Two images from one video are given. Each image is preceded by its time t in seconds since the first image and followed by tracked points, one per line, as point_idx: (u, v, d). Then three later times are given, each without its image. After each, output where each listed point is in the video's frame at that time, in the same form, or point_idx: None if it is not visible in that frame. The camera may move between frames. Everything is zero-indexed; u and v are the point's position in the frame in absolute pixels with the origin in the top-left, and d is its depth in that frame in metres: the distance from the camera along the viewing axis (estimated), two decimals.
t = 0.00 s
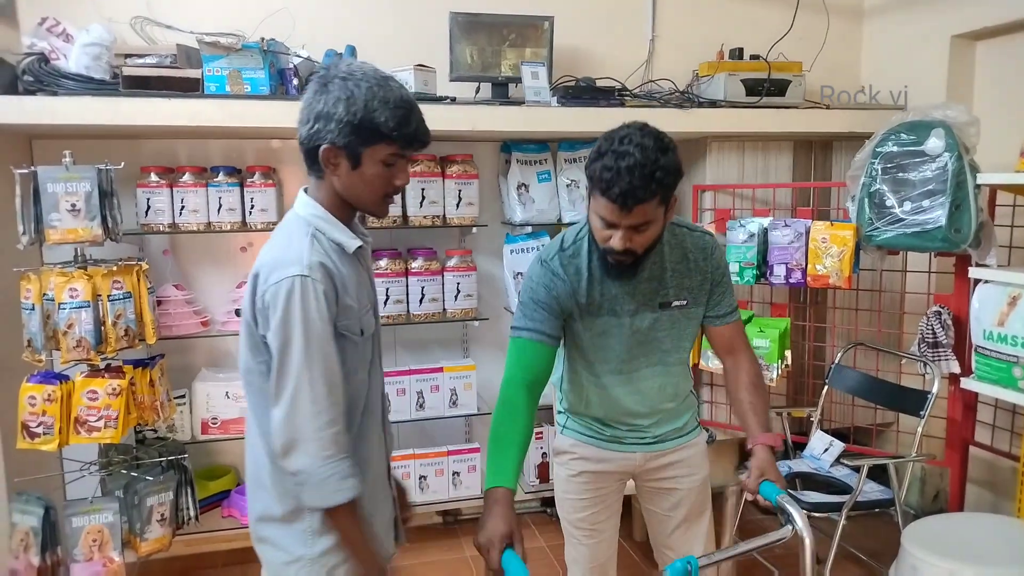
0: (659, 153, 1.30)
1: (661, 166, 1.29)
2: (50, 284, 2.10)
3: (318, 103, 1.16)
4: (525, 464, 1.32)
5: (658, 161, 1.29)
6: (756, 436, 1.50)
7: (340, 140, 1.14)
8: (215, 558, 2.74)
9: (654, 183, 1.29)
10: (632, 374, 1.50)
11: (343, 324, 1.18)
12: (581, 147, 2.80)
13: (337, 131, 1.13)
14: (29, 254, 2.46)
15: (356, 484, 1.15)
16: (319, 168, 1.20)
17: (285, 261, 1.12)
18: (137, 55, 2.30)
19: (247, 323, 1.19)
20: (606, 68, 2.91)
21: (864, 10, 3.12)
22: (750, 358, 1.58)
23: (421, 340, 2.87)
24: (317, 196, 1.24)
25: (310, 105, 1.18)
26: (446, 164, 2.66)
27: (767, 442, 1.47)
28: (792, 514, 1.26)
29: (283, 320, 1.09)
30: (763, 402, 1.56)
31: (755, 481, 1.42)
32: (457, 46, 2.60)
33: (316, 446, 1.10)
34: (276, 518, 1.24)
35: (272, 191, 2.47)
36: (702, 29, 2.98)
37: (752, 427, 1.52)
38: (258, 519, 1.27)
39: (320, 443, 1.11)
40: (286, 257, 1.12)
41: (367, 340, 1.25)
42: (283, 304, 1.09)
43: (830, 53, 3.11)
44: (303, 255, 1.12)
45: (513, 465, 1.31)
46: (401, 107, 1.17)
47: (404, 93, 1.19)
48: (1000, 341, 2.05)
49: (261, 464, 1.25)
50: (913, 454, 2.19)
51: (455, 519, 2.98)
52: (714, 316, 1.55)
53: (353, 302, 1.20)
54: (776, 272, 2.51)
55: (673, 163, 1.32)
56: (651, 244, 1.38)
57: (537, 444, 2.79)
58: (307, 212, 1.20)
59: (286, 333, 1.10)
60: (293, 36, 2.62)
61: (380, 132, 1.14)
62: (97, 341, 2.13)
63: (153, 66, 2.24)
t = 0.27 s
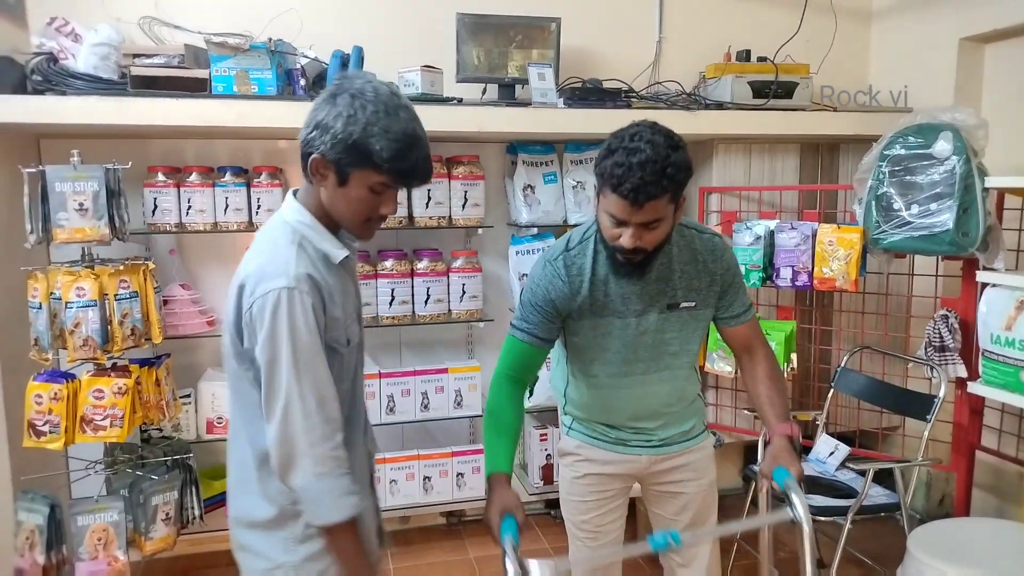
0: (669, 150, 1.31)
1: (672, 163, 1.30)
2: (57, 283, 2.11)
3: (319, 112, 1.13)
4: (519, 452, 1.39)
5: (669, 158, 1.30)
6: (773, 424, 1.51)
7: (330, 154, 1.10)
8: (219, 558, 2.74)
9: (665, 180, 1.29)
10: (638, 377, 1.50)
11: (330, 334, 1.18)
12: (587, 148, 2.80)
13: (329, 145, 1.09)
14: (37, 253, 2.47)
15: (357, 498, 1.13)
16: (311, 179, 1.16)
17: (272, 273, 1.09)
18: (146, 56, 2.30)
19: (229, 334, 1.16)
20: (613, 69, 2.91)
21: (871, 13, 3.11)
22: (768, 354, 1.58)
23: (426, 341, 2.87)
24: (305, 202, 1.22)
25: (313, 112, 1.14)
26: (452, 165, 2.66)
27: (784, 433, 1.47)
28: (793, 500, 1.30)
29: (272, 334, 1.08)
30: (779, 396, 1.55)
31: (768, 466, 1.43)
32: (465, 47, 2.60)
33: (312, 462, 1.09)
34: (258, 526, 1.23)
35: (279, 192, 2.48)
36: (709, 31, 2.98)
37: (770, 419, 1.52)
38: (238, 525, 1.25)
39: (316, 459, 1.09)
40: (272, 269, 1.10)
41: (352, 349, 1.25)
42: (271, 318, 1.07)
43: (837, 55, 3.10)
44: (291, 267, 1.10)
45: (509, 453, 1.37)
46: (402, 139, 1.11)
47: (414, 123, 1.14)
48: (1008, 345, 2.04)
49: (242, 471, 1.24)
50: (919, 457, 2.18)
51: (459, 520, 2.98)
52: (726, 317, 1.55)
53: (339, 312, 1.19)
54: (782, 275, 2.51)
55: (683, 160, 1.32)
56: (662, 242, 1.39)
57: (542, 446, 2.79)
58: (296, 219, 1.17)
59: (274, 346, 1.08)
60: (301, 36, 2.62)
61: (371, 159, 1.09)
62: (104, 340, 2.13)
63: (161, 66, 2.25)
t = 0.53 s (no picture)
0: (674, 145, 1.33)
1: (676, 159, 1.31)
2: (58, 287, 2.11)
3: (311, 125, 1.12)
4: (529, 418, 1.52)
5: (673, 153, 1.31)
6: (788, 410, 1.51)
7: (326, 172, 1.09)
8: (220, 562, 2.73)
9: (669, 176, 1.30)
10: (649, 377, 1.48)
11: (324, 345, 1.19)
12: (588, 151, 2.81)
13: (324, 161, 1.08)
14: (37, 256, 2.47)
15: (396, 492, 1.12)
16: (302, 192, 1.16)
17: (266, 288, 1.09)
18: (147, 59, 2.31)
19: (221, 349, 1.16)
20: (613, 73, 2.91)
21: (871, 16, 3.12)
22: (783, 346, 1.60)
23: (427, 345, 2.87)
24: (294, 212, 1.22)
25: (303, 125, 1.13)
26: (453, 169, 2.66)
27: (798, 417, 1.48)
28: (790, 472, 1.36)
29: (276, 347, 1.07)
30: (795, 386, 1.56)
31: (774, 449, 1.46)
32: (465, 51, 2.61)
33: (342, 470, 1.08)
34: (247, 535, 1.23)
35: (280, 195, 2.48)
36: (709, 34, 2.98)
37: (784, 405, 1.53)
38: (227, 535, 1.25)
39: (348, 465, 1.08)
40: (267, 284, 1.10)
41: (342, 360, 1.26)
42: (270, 334, 1.07)
43: (837, 58, 3.11)
44: (285, 280, 1.10)
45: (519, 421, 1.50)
46: (399, 151, 1.11)
47: (408, 134, 1.13)
48: (1008, 348, 2.04)
49: (234, 480, 1.24)
50: (920, 461, 2.17)
51: (459, 524, 2.97)
52: (742, 314, 1.55)
53: (331, 323, 1.19)
54: (782, 278, 2.51)
55: (687, 156, 1.33)
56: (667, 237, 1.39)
57: (542, 449, 2.79)
58: (284, 228, 1.18)
59: (280, 360, 1.07)
60: (302, 40, 2.62)
61: (370, 175, 1.09)
62: (104, 344, 2.13)
63: (162, 70, 2.25)
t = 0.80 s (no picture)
0: (679, 132, 1.36)
1: (681, 146, 1.34)
2: (57, 288, 2.11)
3: (303, 122, 1.13)
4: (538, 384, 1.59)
5: (678, 141, 1.34)
6: (808, 403, 1.48)
7: (325, 165, 1.11)
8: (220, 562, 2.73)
9: (675, 162, 1.33)
10: (659, 368, 1.49)
11: (317, 348, 1.19)
12: (587, 153, 2.81)
13: (323, 155, 1.10)
14: (36, 257, 2.47)
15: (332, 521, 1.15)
16: (298, 190, 1.16)
17: (259, 292, 1.09)
18: (146, 60, 2.31)
19: (212, 348, 1.17)
20: (612, 74, 2.91)
21: (870, 18, 3.12)
22: (803, 338, 1.56)
23: (427, 345, 2.87)
24: (288, 213, 1.22)
25: (293, 124, 1.14)
26: (452, 170, 2.67)
27: (818, 409, 1.44)
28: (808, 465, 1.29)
29: (258, 356, 1.08)
30: (815, 377, 1.53)
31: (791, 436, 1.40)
32: (464, 52, 2.61)
33: (289, 489, 1.10)
34: (247, 542, 1.23)
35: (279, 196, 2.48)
36: (709, 35, 2.98)
37: (803, 398, 1.50)
38: (225, 542, 1.25)
39: (294, 485, 1.10)
40: (261, 288, 1.10)
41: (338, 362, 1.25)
42: (258, 340, 1.07)
43: (837, 60, 3.11)
44: (280, 287, 1.10)
45: (527, 386, 1.57)
46: (395, 137, 1.15)
47: (398, 120, 1.17)
48: (1007, 350, 2.04)
49: (231, 484, 1.25)
50: (919, 462, 2.17)
51: (458, 525, 2.97)
52: (760, 308, 1.54)
53: (327, 327, 1.19)
54: (782, 280, 2.51)
55: (693, 144, 1.36)
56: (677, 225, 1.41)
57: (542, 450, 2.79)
58: (278, 229, 1.18)
59: (258, 369, 1.08)
60: (301, 41, 2.63)
61: (370, 163, 1.12)
62: (104, 345, 2.13)
63: (161, 71, 2.25)
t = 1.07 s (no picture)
0: (687, 126, 1.38)
1: (689, 139, 1.36)
2: (60, 289, 2.11)
3: (294, 124, 1.12)
4: (550, 373, 1.61)
5: (686, 136, 1.36)
6: (791, 393, 1.48)
7: (322, 164, 1.11)
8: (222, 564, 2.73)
9: (682, 155, 1.35)
10: (669, 363, 1.50)
11: (308, 348, 1.19)
12: (589, 155, 2.81)
13: (319, 154, 1.10)
14: (40, 259, 2.48)
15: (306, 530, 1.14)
16: (294, 191, 1.16)
17: (249, 289, 1.10)
18: (150, 62, 2.31)
19: (207, 347, 1.18)
20: (614, 76, 2.91)
21: (873, 19, 3.12)
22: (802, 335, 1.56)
23: (429, 347, 2.88)
24: (282, 213, 1.22)
25: (285, 126, 1.13)
26: (454, 172, 2.67)
27: (802, 399, 1.44)
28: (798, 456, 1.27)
29: (242, 353, 1.08)
30: (804, 372, 1.52)
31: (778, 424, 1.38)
32: (467, 54, 2.61)
33: (261, 491, 1.09)
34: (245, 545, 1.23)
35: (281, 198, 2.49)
36: (711, 37, 2.98)
37: (789, 388, 1.50)
38: (226, 544, 1.25)
39: (265, 487, 1.09)
40: (251, 284, 1.10)
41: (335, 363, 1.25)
42: (244, 336, 1.08)
43: (839, 62, 3.11)
44: (269, 284, 1.10)
45: (539, 371, 1.60)
46: (389, 130, 1.15)
47: (390, 113, 1.17)
48: (1009, 351, 2.04)
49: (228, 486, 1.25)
50: (921, 464, 2.17)
51: (460, 526, 2.97)
52: (769, 308, 1.54)
53: (321, 327, 1.19)
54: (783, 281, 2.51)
55: (701, 139, 1.38)
56: (685, 219, 1.42)
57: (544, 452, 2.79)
58: (272, 229, 1.18)
59: (240, 367, 1.09)
60: (304, 43, 2.63)
61: (367, 158, 1.12)
62: (106, 347, 2.13)
63: (164, 73, 2.26)
